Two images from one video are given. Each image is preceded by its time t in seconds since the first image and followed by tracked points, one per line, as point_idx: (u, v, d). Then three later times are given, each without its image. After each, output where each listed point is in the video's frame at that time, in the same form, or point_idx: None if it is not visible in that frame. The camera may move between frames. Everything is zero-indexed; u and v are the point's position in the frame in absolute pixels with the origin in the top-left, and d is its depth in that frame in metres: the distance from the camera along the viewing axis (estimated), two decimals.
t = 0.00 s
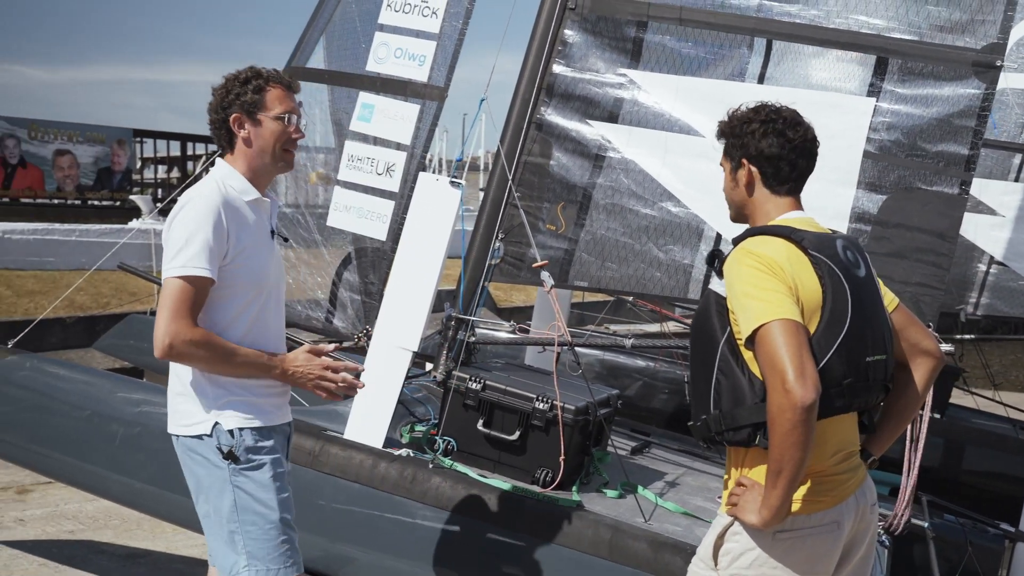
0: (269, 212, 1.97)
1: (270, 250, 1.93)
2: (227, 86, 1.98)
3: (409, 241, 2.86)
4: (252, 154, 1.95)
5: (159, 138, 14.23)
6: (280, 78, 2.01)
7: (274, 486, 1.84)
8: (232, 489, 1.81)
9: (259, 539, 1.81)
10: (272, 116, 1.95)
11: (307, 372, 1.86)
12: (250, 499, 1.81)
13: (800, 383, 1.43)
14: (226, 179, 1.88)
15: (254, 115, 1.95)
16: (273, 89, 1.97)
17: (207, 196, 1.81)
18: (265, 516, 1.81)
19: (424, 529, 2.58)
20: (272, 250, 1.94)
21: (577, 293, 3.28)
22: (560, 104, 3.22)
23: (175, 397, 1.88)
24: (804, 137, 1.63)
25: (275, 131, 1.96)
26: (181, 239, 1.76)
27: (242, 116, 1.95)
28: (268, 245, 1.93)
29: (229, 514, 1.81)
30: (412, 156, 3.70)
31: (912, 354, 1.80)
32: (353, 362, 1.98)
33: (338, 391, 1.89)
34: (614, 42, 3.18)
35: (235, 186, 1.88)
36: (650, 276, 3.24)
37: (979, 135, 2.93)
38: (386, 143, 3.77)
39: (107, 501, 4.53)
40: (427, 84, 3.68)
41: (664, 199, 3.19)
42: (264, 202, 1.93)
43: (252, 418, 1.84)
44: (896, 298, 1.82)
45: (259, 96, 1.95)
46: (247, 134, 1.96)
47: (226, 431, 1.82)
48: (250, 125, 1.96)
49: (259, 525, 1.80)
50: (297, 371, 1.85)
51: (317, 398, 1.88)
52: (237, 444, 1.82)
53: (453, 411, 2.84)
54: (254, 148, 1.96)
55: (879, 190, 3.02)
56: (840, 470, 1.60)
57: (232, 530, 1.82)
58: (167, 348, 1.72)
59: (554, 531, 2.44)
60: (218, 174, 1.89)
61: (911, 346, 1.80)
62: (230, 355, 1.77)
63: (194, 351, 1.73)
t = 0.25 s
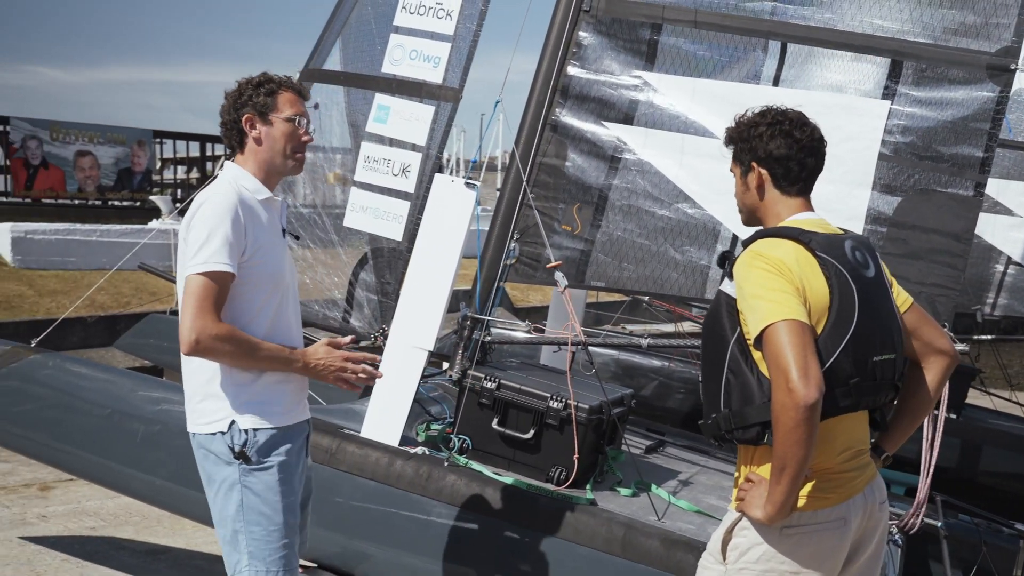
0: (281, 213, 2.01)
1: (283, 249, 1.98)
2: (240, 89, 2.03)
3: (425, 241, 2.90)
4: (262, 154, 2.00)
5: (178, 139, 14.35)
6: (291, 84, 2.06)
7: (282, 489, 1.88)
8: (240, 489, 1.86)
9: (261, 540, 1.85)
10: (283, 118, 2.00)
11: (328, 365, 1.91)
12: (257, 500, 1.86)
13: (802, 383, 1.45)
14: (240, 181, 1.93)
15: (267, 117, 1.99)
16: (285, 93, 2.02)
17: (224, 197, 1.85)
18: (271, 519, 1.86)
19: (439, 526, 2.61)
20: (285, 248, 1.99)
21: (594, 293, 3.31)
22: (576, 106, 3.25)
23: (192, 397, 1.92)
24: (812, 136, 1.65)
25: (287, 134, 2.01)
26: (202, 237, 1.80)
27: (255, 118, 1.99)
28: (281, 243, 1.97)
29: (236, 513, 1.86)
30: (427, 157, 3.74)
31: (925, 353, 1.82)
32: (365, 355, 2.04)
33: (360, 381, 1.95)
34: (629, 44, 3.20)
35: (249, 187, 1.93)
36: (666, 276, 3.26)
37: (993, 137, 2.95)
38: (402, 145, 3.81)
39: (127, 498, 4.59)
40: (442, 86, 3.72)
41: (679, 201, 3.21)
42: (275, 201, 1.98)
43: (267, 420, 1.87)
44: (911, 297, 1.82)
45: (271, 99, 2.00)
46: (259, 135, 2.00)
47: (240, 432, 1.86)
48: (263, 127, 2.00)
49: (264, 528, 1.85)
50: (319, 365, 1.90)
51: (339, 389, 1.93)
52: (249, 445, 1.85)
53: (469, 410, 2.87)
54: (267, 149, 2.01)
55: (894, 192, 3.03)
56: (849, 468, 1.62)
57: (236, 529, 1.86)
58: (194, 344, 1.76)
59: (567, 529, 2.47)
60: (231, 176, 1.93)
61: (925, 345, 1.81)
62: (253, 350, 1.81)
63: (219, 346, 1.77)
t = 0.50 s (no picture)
0: (290, 213, 2.05)
1: (291, 248, 2.01)
2: (253, 93, 2.07)
3: (437, 240, 2.93)
4: (274, 157, 2.03)
5: (193, 139, 14.45)
6: (301, 86, 2.10)
7: (299, 485, 1.92)
8: (259, 486, 1.89)
9: (281, 535, 1.88)
10: (293, 120, 2.04)
11: (337, 363, 1.93)
12: (276, 496, 1.89)
13: (768, 394, 1.47)
14: (249, 182, 1.97)
15: (279, 118, 2.03)
16: (296, 95, 2.06)
17: (230, 199, 1.89)
18: (290, 515, 1.89)
19: (451, 523, 2.64)
20: (294, 248, 2.02)
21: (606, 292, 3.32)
22: (587, 106, 3.27)
23: (207, 396, 1.96)
24: (814, 133, 1.67)
25: (298, 134, 2.04)
26: (209, 238, 1.85)
27: (266, 120, 2.03)
28: (289, 243, 2.00)
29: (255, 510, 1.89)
30: (440, 156, 3.77)
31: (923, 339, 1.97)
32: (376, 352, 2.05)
33: (369, 380, 1.97)
34: (640, 44, 3.22)
35: (258, 188, 1.96)
36: (677, 275, 3.28)
37: (1004, 137, 2.98)
38: (413, 144, 3.84)
39: (144, 495, 4.65)
40: (454, 86, 3.75)
41: (690, 200, 3.22)
42: (282, 203, 2.01)
43: (281, 416, 1.90)
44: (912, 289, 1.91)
45: (282, 101, 2.04)
46: (270, 137, 2.04)
47: (256, 429, 1.89)
48: (274, 129, 2.04)
49: (283, 524, 1.88)
50: (326, 362, 1.92)
51: (348, 388, 1.95)
52: (267, 442, 1.89)
53: (480, 407, 2.90)
54: (278, 151, 2.04)
55: (903, 191, 3.05)
56: (850, 464, 1.66)
57: (256, 524, 1.89)
58: (201, 344, 1.80)
59: (577, 525, 2.50)
60: (240, 177, 1.97)
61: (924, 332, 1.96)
62: (259, 349, 1.85)
63: (225, 344, 1.81)
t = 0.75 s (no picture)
0: (294, 211, 2.07)
1: (296, 247, 2.03)
2: (258, 93, 2.10)
3: (443, 239, 2.95)
4: (278, 157, 2.05)
5: (204, 139, 14.52)
6: (305, 87, 2.13)
7: (303, 478, 1.94)
8: (262, 479, 1.92)
9: (283, 527, 1.90)
10: (297, 120, 2.06)
11: (340, 359, 1.96)
12: (279, 489, 1.91)
13: (741, 417, 1.53)
14: (253, 180, 1.99)
15: (283, 118, 2.05)
16: (300, 96, 2.08)
17: (236, 197, 1.92)
18: (293, 507, 1.92)
19: (457, 519, 2.66)
20: (298, 245, 2.04)
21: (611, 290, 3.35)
22: (593, 105, 3.29)
23: (214, 390, 1.98)
24: (813, 130, 1.68)
25: (302, 134, 2.07)
26: (214, 236, 1.87)
27: (271, 119, 2.06)
28: (293, 241, 2.03)
29: (259, 502, 1.92)
30: (449, 156, 3.79)
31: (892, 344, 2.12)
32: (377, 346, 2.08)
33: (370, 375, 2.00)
34: (645, 43, 3.25)
35: (263, 186, 1.99)
36: (682, 273, 3.29)
37: (1005, 132, 2.98)
38: (423, 144, 3.87)
39: (155, 491, 4.69)
40: (464, 86, 3.78)
41: (694, 198, 3.23)
42: (287, 201, 2.04)
43: (286, 412, 1.93)
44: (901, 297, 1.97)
45: (286, 101, 2.06)
46: (275, 136, 2.06)
47: (261, 423, 1.92)
48: (278, 128, 2.06)
49: (287, 515, 1.91)
50: (331, 360, 1.95)
51: (350, 382, 1.99)
52: (271, 436, 1.91)
53: (486, 404, 2.91)
54: (282, 150, 2.07)
55: (905, 188, 3.07)
56: (859, 458, 1.66)
57: (259, 517, 1.92)
58: (207, 339, 1.82)
59: (581, 520, 2.53)
60: (246, 175, 2.00)
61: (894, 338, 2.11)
62: (267, 346, 1.88)
63: (233, 341, 1.84)
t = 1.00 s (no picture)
0: (292, 207, 2.09)
1: (295, 242, 2.05)
2: (258, 90, 2.11)
3: (444, 235, 2.97)
4: (276, 153, 2.07)
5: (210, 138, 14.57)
6: (305, 85, 2.14)
7: (302, 471, 1.95)
8: (262, 472, 1.93)
9: (282, 519, 1.92)
10: (296, 118, 2.08)
11: (339, 352, 1.98)
12: (279, 482, 1.93)
13: (712, 409, 1.59)
14: (252, 177, 2.00)
15: (282, 116, 2.07)
16: (299, 94, 2.09)
17: (235, 194, 1.93)
18: (292, 499, 1.93)
19: (457, 515, 2.68)
20: (297, 241, 2.06)
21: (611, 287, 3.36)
22: (594, 102, 3.32)
23: (215, 384, 1.99)
24: (810, 127, 1.69)
25: (301, 132, 2.08)
26: (213, 233, 1.89)
27: (270, 117, 2.07)
28: (292, 237, 2.04)
29: (259, 495, 1.93)
30: (450, 154, 3.81)
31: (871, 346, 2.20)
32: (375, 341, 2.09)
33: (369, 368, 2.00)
34: (646, 40, 3.27)
35: (261, 183, 2.00)
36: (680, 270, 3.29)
37: (1002, 127, 2.97)
38: (426, 142, 3.88)
39: (160, 488, 4.72)
40: (466, 84, 3.79)
41: (694, 194, 3.24)
42: (285, 197, 2.05)
43: (286, 405, 1.94)
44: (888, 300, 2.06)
45: (286, 99, 2.07)
46: (274, 133, 2.08)
47: (261, 416, 1.93)
48: (278, 126, 2.08)
49: (286, 508, 1.92)
50: (330, 354, 1.96)
51: (350, 376, 1.99)
52: (270, 429, 1.93)
53: (487, 400, 2.93)
54: (282, 147, 2.08)
55: (903, 183, 3.09)
56: (854, 450, 1.66)
57: (259, 509, 1.93)
58: (209, 334, 1.84)
59: (581, 516, 2.54)
60: (244, 172, 2.01)
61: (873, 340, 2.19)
62: (267, 341, 1.89)
63: (235, 336, 1.85)
